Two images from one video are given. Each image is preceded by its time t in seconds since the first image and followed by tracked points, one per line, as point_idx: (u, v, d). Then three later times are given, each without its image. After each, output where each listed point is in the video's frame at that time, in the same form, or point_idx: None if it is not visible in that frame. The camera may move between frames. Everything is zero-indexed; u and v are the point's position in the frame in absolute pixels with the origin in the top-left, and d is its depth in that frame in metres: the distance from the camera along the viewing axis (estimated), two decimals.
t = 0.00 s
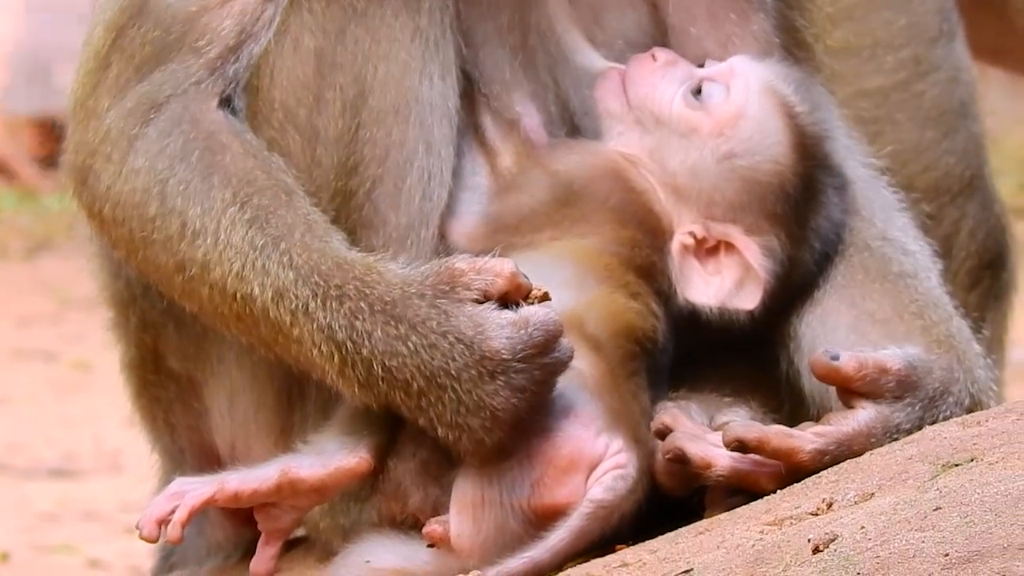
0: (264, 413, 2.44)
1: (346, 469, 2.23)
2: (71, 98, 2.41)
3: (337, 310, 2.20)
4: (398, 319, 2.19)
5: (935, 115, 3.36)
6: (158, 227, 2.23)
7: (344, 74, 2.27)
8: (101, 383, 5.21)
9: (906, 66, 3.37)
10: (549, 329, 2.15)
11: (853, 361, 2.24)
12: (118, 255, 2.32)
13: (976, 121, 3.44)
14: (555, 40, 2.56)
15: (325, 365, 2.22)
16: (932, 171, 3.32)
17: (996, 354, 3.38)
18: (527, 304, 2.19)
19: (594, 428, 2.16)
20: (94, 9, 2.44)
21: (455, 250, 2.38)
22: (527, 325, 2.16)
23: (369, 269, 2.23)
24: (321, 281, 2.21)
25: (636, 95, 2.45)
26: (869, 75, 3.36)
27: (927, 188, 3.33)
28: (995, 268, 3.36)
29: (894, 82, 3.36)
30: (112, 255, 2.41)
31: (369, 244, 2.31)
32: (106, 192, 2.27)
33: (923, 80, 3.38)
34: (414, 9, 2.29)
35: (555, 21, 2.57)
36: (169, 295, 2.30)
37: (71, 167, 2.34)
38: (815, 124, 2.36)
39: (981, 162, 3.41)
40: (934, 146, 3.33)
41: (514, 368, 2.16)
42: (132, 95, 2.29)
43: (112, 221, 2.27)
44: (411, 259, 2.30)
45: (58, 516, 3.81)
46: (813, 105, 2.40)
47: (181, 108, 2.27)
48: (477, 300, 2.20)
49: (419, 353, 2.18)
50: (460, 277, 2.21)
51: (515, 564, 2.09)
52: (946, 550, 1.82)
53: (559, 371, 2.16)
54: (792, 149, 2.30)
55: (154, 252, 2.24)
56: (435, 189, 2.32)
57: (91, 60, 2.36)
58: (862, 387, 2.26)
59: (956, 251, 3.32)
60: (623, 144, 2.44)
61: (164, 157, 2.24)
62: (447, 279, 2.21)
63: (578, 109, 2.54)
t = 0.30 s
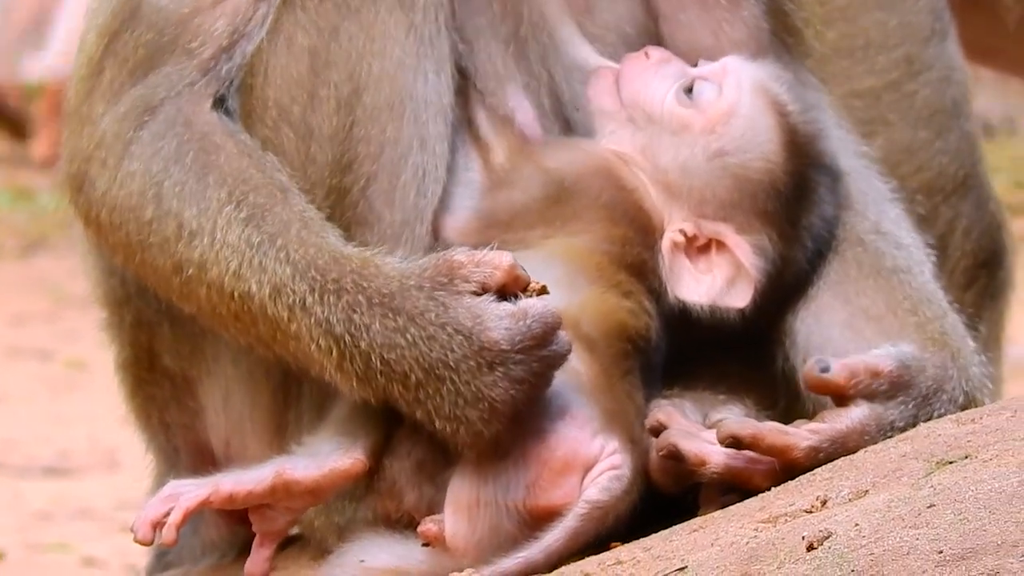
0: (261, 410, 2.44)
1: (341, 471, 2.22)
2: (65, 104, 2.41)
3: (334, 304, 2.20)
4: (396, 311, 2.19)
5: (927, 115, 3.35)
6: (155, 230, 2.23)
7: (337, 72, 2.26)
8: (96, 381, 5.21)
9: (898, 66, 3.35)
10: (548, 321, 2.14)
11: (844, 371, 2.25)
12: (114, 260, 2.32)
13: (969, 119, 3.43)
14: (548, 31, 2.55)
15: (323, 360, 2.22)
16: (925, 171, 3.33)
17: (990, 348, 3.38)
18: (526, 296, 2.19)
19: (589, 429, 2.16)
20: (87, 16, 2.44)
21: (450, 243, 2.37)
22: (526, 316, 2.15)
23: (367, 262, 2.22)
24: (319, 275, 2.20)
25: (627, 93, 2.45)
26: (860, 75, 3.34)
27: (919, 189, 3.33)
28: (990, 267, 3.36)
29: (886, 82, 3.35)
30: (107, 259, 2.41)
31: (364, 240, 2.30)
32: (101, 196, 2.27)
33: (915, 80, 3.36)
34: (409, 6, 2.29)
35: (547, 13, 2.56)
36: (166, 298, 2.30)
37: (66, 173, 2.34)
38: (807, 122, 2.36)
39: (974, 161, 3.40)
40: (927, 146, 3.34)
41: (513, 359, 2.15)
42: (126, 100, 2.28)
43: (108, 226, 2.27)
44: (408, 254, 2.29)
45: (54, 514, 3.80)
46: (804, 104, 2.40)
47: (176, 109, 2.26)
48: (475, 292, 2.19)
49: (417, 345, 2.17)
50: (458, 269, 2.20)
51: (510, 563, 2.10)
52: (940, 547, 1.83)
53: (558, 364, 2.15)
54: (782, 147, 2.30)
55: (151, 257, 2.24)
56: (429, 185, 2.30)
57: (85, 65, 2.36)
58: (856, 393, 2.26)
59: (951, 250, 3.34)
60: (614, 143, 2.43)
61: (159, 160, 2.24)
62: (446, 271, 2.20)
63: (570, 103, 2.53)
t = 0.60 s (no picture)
0: (254, 409, 2.43)
1: (335, 471, 2.22)
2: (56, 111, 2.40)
3: (326, 305, 2.20)
4: (388, 311, 2.19)
5: (928, 115, 3.24)
6: (147, 236, 2.23)
7: (325, 71, 2.25)
8: (91, 378, 5.21)
9: (900, 67, 3.24)
10: (540, 321, 2.13)
11: (840, 365, 2.24)
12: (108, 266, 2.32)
13: (971, 119, 3.31)
14: (532, 28, 2.53)
15: (315, 361, 2.22)
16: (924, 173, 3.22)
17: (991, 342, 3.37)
18: (518, 297, 2.18)
19: (582, 429, 2.15)
20: (73, 22, 2.43)
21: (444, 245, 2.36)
22: (517, 317, 2.14)
23: (357, 263, 2.22)
24: (309, 277, 2.20)
25: (615, 91, 2.45)
26: (859, 78, 3.24)
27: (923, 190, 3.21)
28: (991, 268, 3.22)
29: (888, 83, 3.25)
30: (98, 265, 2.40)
31: (354, 240, 2.29)
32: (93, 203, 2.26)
33: (915, 81, 3.25)
34: (395, 5, 2.28)
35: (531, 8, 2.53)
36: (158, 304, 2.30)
37: (58, 180, 2.34)
38: (796, 118, 2.36)
39: (975, 161, 3.29)
40: (927, 146, 3.22)
41: (505, 360, 2.15)
42: (114, 107, 2.27)
43: (100, 234, 2.27)
44: (397, 255, 2.29)
45: (49, 512, 3.81)
46: (793, 100, 2.40)
47: (164, 115, 2.26)
48: (467, 293, 2.18)
49: (409, 346, 2.17)
50: (450, 270, 2.19)
51: (504, 563, 2.10)
52: (934, 548, 1.80)
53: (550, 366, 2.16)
54: (771, 143, 2.30)
55: (143, 265, 2.24)
56: (419, 183, 2.29)
57: (73, 72, 2.35)
58: (851, 390, 2.26)
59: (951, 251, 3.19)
60: (604, 141, 2.43)
61: (149, 166, 2.24)
62: (437, 272, 2.20)
63: (557, 100, 2.52)
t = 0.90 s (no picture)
0: (252, 411, 2.42)
1: (333, 477, 2.21)
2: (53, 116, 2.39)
3: (321, 314, 2.19)
4: (383, 321, 2.18)
5: (921, 119, 3.72)
6: (142, 242, 2.22)
7: (320, 76, 2.24)
8: (85, 378, 5.21)
9: (893, 69, 3.76)
10: (535, 332, 2.13)
11: (840, 368, 2.23)
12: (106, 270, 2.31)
13: (962, 124, 3.77)
14: (529, 33, 2.51)
15: (311, 370, 2.21)
16: (919, 175, 3.68)
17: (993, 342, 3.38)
18: (514, 308, 2.17)
19: (581, 435, 2.14)
20: (70, 27, 2.42)
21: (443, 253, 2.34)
22: (513, 328, 2.14)
23: (353, 272, 2.21)
24: (305, 286, 2.19)
25: (614, 96, 2.43)
26: (854, 79, 3.79)
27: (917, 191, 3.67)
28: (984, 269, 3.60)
29: (881, 86, 3.76)
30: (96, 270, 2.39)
31: (351, 245, 2.27)
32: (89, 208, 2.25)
33: (909, 84, 3.75)
34: (389, 9, 2.27)
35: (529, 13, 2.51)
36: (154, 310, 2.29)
37: (53, 185, 2.32)
38: (795, 122, 2.33)
39: (968, 164, 3.72)
40: (921, 150, 3.69)
41: (500, 371, 2.15)
42: (110, 111, 2.27)
43: (95, 240, 2.25)
44: (393, 262, 2.26)
45: (44, 513, 3.80)
46: (792, 104, 2.37)
47: (161, 120, 2.25)
48: (462, 303, 2.17)
49: (405, 355, 2.17)
50: (445, 280, 2.18)
51: (503, 568, 2.09)
52: (934, 553, 1.80)
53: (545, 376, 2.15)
54: (769, 147, 2.28)
55: (138, 271, 2.23)
56: (415, 187, 2.27)
57: (70, 77, 2.35)
58: (850, 394, 2.25)
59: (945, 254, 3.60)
60: (601, 146, 2.42)
61: (145, 171, 2.23)
62: (432, 282, 2.18)
63: (554, 105, 2.50)
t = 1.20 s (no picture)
0: (253, 416, 2.42)
1: (335, 484, 2.21)
2: (54, 122, 2.39)
3: (323, 321, 2.19)
4: (385, 328, 2.18)
5: (921, 125, 3.72)
6: (144, 249, 2.22)
7: (322, 83, 2.24)
8: (84, 386, 5.20)
9: (892, 77, 3.76)
10: (537, 340, 2.13)
11: (841, 375, 2.24)
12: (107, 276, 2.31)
13: (964, 130, 3.77)
14: (533, 40, 2.50)
15: (312, 377, 2.21)
16: (919, 182, 3.69)
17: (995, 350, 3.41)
18: (515, 315, 2.18)
19: (582, 442, 2.15)
20: (71, 36, 2.42)
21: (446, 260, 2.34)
22: (515, 336, 2.14)
23: (355, 278, 2.21)
24: (307, 292, 2.19)
25: (618, 104, 2.42)
26: (854, 87, 3.77)
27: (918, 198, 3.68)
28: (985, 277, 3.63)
29: (880, 94, 3.76)
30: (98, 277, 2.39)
31: (352, 253, 2.27)
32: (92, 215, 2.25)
33: (910, 91, 3.75)
34: (391, 17, 2.27)
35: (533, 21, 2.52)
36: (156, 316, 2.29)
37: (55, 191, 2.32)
38: (797, 130, 2.33)
39: (970, 171, 3.73)
40: (921, 157, 3.70)
41: (502, 379, 2.15)
42: (112, 118, 2.27)
43: (97, 246, 2.25)
44: (395, 269, 2.27)
45: (44, 521, 3.80)
46: (794, 112, 2.38)
47: (163, 126, 2.25)
48: (464, 311, 2.18)
49: (406, 362, 2.17)
50: (448, 288, 2.18)
51: None
52: (937, 559, 1.79)
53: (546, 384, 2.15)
54: (771, 156, 2.29)
55: (140, 277, 2.23)
56: (417, 195, 2.27)
57: (71, 84, 2.35)
58: (852, 400, 2.25)
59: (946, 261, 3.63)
60: (603, 153, 2.41)
61: (147, 178, 2.22)
62: (435, 289, 2.19)
63: (558, 112, 2.50)
